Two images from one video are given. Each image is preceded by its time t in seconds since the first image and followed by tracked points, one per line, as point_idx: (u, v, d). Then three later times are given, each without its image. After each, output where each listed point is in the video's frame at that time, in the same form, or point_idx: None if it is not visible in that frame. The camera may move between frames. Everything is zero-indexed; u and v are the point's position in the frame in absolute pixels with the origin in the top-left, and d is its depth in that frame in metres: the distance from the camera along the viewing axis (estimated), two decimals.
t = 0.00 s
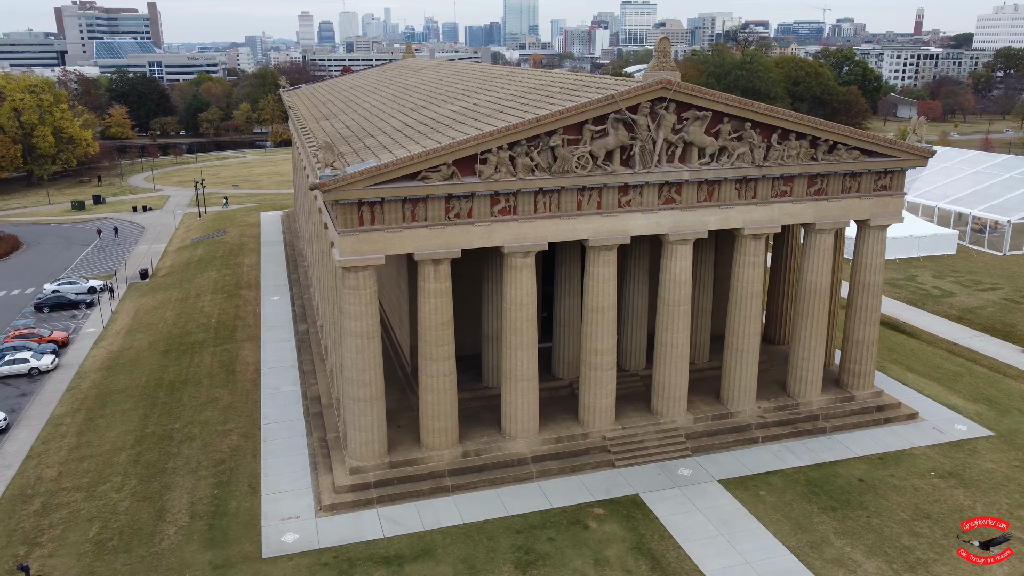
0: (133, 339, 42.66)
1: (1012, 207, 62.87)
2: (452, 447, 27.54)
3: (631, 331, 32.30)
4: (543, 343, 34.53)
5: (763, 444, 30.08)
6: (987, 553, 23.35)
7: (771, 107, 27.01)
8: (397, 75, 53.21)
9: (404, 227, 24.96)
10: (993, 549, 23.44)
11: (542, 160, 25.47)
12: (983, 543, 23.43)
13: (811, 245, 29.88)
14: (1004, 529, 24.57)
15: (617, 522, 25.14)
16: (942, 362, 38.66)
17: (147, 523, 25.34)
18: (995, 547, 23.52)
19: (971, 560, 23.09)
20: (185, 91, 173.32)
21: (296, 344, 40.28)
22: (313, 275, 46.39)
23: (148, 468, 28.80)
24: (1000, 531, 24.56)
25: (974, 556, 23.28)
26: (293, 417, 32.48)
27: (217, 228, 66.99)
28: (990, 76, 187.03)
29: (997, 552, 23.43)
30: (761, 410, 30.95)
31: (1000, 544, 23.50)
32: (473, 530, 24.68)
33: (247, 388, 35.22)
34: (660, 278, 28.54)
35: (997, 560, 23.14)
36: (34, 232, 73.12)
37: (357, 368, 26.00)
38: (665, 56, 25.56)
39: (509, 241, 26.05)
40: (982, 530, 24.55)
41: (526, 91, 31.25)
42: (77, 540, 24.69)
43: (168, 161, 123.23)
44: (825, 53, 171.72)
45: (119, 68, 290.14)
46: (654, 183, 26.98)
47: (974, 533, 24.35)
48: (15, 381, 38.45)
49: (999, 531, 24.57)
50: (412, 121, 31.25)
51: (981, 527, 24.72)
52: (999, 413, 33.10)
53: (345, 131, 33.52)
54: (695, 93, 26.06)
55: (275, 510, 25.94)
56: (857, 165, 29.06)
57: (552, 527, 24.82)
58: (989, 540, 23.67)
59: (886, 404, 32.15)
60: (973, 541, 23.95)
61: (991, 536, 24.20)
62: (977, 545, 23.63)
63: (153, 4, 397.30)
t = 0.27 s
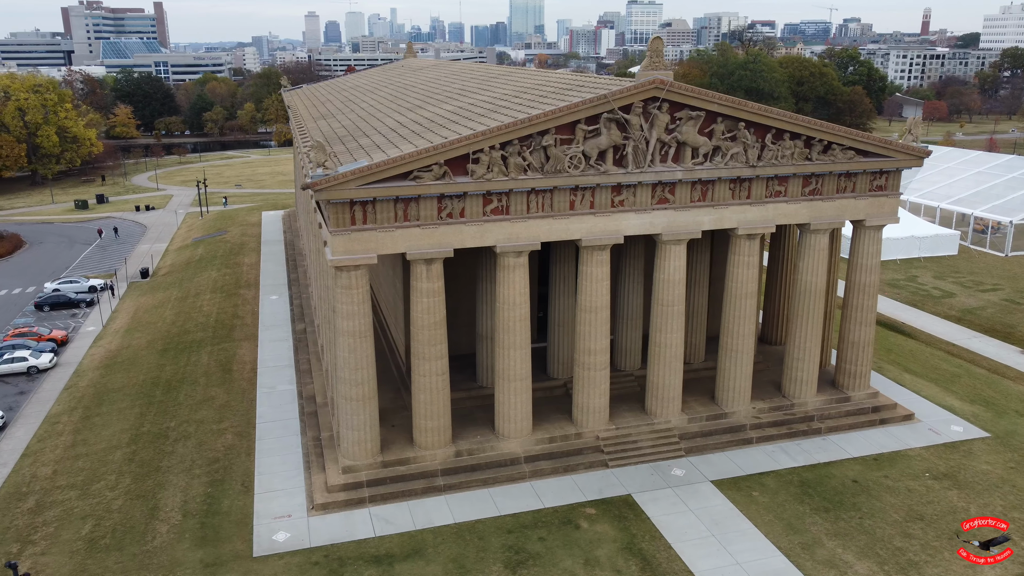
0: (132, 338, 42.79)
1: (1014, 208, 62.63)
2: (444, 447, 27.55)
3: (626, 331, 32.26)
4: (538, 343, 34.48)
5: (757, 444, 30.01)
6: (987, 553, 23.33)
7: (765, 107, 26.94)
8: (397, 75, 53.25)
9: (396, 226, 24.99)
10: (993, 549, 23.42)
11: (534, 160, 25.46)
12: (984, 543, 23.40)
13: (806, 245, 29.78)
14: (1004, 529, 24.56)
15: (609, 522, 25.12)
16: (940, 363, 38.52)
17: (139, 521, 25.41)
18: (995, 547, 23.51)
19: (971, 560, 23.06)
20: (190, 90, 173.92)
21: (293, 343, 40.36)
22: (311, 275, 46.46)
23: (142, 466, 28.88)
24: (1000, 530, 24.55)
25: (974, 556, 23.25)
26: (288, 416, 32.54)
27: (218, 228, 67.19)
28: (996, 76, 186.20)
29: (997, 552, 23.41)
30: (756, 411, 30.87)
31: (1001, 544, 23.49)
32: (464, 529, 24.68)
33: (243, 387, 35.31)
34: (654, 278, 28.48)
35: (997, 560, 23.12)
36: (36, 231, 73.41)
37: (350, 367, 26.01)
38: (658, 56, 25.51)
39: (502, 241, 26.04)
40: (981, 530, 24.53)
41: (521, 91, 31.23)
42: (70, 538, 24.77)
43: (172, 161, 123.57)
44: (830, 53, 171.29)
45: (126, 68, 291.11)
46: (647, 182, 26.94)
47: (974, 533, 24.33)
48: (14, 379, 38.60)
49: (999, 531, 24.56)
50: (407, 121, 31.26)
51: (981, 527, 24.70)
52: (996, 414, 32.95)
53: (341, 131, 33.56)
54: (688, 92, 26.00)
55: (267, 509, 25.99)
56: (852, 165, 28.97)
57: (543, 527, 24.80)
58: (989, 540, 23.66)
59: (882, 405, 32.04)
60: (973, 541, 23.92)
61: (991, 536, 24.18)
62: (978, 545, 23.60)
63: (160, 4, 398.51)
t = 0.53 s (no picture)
0: (130, 337, 42.95)
1: (1016, 208, 62.36)
2: (437, 446, 27.57)
3: (621, 331, 32.23)
4: (534, 344, 34.46)
5: (751, 445, 29.95)
6: (987, 553, 23.31)
7: (758, 107, 26.89)
8: (396, 75, 53.34)
9: (387, 226, 25.02)
10: (993, 549, 23.42)
11: (526, 160, 25.45)
12: (984, 543, 23.38)
13: (800, 246, 29.69)
14: (1004, 529, 24.56)
15: (600, 523, 25.10)
16: (938, 364, 38.37)
17: (132, 519, 25.49)
18: (995, 547, 23.49)
19: (971, 560, 23.04)
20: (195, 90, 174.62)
21: (290, 343, 40.44)
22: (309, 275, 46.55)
23: (136, 465, 28.98)
24: (1000, 531, 24.54)
25: (974, 556, 23.22)
26: (282, 415, 32.61)
27: (219, 227, 67.38)
28: (1003, 77, 185.27)
29: (997, 553, 23.41)
30: (750, 412, 30.79)
31: (1001, 544, 23.48)
32: (455, 529, 24.70)
33: (239, 386, 35.41)
34: (647, 278, 28.43)
35: (997, 560, 23.12)
36: (39, 230, 73.76)
37: (341, 367, 26.03)
38: (650, 56, 25.50)
39: (493, 241, 26.04)
40: (982, 530, 24.51)
41: (515, 91, 31.24)
42: (62, 536, 24.85)
43: (176, 160, 123.95)
44: (835, 53, 170.76)
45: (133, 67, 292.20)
46: (639, 183, 26.91)
47: (974, 533, 24.31)
48: (12, 377, 38.78)
49: (999, 531, 24.54)
50: (401, 121, 31.29)
51: (981, 527, 24.69)
52: (992, 416, 32.81)
53: (336, 132, 33.62)
54: (681, 92, 25.97)
55: (259, 508, 26.06)
56: (846, 165, 28.88)
57: (533, 527, 24.80)
58: (989, 540, 23.64)
59: (877, 406, 31.93)
60: (973, 541, 23.90)
61: (991, 536, 24.17)
62: (978, 545, 23.58)
63: (167, 4, 399.73)
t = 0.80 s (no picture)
0: (129, 335, 43.12)
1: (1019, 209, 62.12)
2: (429, 446, 27.59)
3: (615, 331, 32.20)
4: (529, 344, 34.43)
5: (745, 446, 29.89)
6: (987, 553, 23.31)
7: (751, 107, 26.84)
8: (396, 75, 53.42)
9: (379, 225, 25.05)
10: (993, 549, 23.41)
11: (518, 160, 25.45)
12: (984, 543, 23.38)
13: (795, 246, 29.59)
14: (1004, 530, 24.53)
15: (591, 523, 25.08)
16: (936, 366, 38.22)
17: (124, 517, 25.57)
18: (995, 547, 23.48)
19: (971, 560, 23.01)
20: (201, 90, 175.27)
21: (287, 342, 40.53)
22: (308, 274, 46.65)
23: (131, 463, 29.09)
24: (1000, 531, 24.52)
25: (974, 556, 23.20)
26: (277, 414, 32.69)
27: (220, 227, 67.58)
28: (1011, 77, 184.36)
29: (997, 552, 23.40)
30: (745, 413, 30.70)
31: (1001, 544, 23.48)
32: (445, 529, 24.72)
33: (235, 386, 35.52)
34: (641, 279, 28.38)
35: (997, 560, 23.10)
36: (43, 229, 74.14)
37: (334, 366, 26.04)
38: (643, 56, 25.47)
39: (486, 241, 26.04)
40: (982, 530, 24.51)
41: (510, 91, 31.24)
42: (54, 533, 24.94)
43: (181, 160, 124.37)
44: (841, 53, 170.19)
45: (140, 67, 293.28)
46: (632, 183, 26.88)
47: (973, 533, 24.29)
48: (11, 376, 38.97)
49: (999, 531, 24.52)
50: (396, 121, 31.31)
51: (981, 527, 24.67)
52: (988, 417, 32.66)
53: (332, 132, 33.68)
54: (673, 92, 25.93)
55: (251, 507, 26.13)
56: (841, 166, 28.79)
57: (524, 527, 24.80)
58: (989, 541, 23.64)
59: (872, 407, 31.80)
60: (973, 541, 23.87)
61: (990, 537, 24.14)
62: (978, 546, 23.58)
63: (174, 4, 400.88)
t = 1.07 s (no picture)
0: (129, 334, 43.28)
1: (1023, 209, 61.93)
2: (423, 446, 27.61)
3: (611, 331, 32.16)
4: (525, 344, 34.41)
5: (739, 447, 29.84)
6: (987, 553, 23.34)
7: (745, 107, 26.79)
8: (396, 74, 53.49)
9: (372, 225, 25.07)
10: (993, 549, 23.45)
11: (511, 160, 25.44)
12: (985, 543, 23.43)
13: (790, 246, 29.50)
14: (1004, 530, 24.51)
15: (583, 523, 25.07)
16: (935, 367, 38.06)
17: (118, 516, 25.66)
18: (995, 547, 23.53)
19: (971, 560, 23.04)
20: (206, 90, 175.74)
21: (285, 342, 40.61)
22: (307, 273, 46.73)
23: (126, 462, 29.19)
24: (1000, 531, 24.51)
25: (974, 556, 23.23)
26: (273, 413, 32.77)
27: (222, 226, 67.74)
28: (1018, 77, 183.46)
29: (997, 552, 23.44)
30: (740, 413, 30.63)
31: (1001, 544, 23.53)
32: (437, 528, 24.74)
33: (232, 385, 35.62)
34: (635, 279, 28.34)
35: (997, 559, 23.14)
36: (46, 228, 74.45)
37: (327, 366, 26.06)
38: (636, 56, 25.45)
39: (479, 241, 26.03)
40: (981, 530, 24.51)
41: (505, 92, 31.23)
42: (48, 531, 25.03)
43: (185, 159, 124.72)
44: (846, 53, 169.67)
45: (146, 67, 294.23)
46: (626, 183, 26.85)
47: (974, 533, 24.30)
48: (10, 374, 39.14)
49: (999, 531, 24.53)
50: (392, 121, 31.33)
51: (981, 527, 24.67)
52: (986, 419, 32.51)
53: (328, 132, 33.73)
54: (667, 92, 25.91)
55: (244, 505, 26.19)
56: (836, 166, 28.71)
57: (516, 528, 24.80)
58: (989, 540, 23.68)
59: (869, 408, 31.68)
60: (973, 541, 23.90)
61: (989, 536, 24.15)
62: (978, 546, 23.61)
63: (181, 4, 401.80)
